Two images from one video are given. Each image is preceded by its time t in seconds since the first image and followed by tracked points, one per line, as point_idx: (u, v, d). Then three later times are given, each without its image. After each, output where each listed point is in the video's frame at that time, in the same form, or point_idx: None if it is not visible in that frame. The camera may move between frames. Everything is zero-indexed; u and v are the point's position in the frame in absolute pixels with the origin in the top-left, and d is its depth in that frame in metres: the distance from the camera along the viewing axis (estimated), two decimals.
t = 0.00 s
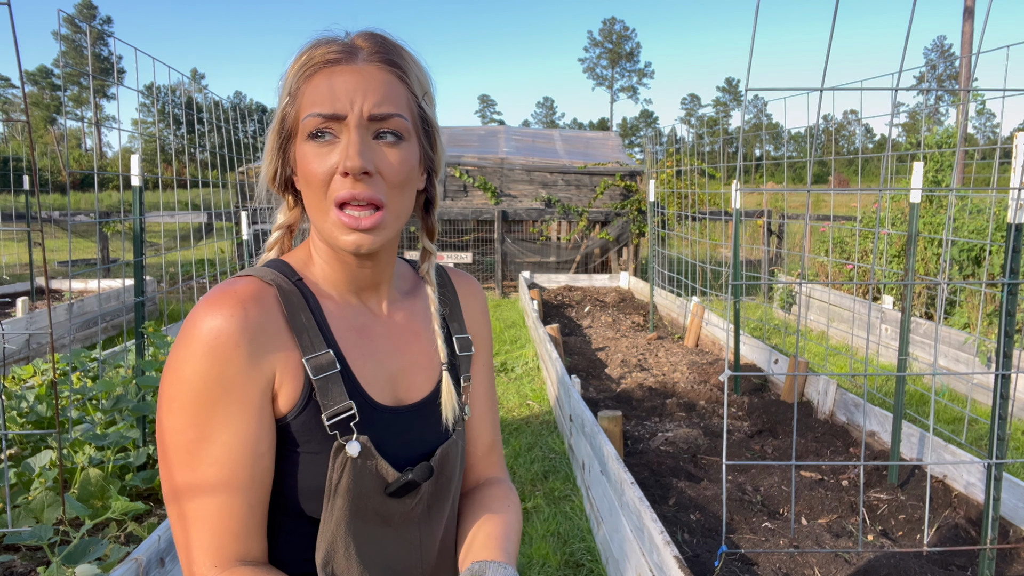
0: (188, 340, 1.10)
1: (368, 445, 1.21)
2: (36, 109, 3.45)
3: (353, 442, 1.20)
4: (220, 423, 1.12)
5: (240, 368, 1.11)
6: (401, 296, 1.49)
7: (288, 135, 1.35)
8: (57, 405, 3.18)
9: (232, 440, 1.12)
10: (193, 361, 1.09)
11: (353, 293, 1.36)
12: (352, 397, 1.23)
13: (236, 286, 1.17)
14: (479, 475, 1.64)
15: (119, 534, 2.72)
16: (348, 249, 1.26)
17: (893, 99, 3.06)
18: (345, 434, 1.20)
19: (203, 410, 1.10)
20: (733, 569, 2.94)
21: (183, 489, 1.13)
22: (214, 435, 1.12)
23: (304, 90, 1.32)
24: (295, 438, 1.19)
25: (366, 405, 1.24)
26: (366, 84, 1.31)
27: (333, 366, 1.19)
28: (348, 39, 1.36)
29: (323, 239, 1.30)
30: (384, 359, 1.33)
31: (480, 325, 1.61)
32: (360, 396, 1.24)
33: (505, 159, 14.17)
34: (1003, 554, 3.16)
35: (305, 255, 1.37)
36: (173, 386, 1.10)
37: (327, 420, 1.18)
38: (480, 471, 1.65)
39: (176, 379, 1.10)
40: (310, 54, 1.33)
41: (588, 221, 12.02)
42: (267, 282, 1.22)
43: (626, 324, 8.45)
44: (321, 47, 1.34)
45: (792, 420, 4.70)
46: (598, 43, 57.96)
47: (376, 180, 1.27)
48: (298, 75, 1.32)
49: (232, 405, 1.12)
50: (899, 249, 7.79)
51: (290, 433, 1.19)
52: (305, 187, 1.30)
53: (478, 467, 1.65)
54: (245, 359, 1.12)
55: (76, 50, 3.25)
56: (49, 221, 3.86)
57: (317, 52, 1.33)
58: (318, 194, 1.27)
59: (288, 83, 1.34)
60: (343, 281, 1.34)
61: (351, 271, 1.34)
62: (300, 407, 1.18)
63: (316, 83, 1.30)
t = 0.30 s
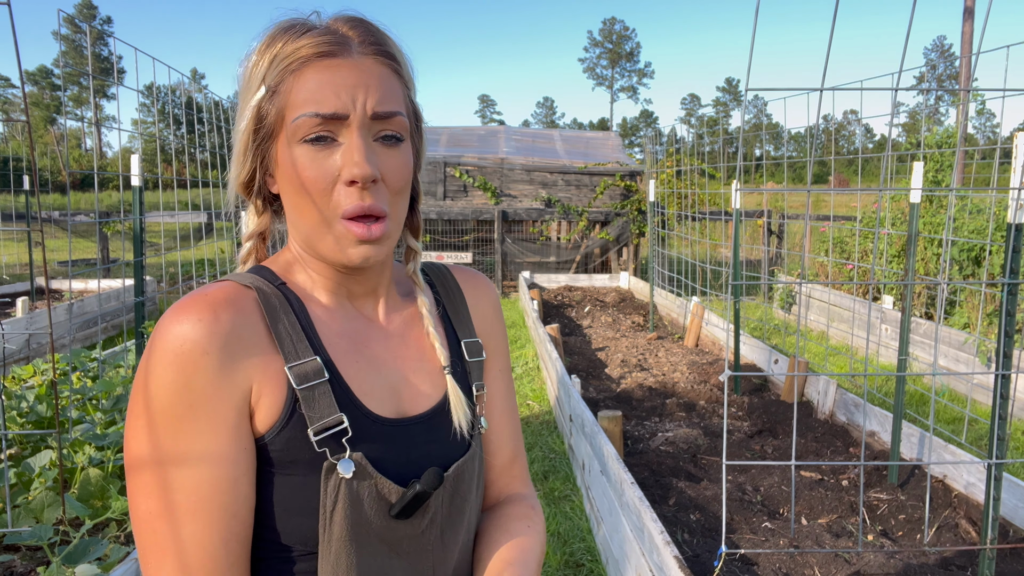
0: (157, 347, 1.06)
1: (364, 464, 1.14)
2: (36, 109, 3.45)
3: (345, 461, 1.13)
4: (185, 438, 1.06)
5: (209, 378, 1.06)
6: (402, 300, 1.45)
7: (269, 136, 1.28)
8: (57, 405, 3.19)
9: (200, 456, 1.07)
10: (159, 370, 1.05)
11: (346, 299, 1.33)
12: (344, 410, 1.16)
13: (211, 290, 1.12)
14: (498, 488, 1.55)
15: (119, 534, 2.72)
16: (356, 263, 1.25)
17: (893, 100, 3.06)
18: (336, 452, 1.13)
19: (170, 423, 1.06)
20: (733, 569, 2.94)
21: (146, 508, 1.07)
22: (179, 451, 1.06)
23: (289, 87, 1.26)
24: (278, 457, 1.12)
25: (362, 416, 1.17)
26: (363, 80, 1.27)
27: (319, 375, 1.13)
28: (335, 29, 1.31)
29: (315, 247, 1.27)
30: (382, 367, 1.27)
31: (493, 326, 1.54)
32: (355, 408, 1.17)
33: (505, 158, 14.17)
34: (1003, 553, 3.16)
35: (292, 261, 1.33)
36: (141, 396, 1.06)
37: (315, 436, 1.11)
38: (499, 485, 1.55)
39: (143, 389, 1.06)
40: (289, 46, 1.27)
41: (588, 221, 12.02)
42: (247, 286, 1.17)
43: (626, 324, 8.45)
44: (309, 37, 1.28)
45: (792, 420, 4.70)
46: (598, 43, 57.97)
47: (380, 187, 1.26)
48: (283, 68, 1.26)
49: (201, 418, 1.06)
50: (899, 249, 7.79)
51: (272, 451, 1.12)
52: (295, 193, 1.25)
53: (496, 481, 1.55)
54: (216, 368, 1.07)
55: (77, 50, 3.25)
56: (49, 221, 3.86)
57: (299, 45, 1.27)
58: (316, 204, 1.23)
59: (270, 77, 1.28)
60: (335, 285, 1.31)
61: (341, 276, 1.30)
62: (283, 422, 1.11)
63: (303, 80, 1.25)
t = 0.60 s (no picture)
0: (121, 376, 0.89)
1: (372, 509, 0.99)
2: (36, 109, 3.45)
3: (351, 508, 0.98)
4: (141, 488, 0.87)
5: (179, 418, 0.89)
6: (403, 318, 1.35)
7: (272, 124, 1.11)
8: (57, 404, 3.19)
9: (155, 514, 0.88)
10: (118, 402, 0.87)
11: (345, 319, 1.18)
12: (345, 448, 1.00)
13: (189, 315, 0.97)
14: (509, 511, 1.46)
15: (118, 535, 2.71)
16: (378, 258, 1.10)
17: (893, 100, 3.06)
18: (339, 497, 0.98)
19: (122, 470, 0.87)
20: (733, 569, 2.94)
21: None
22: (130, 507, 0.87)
23: (298, 67, 1.11)
24: (267, 511, 0.95)
25: (368, 454, 1.02)
26: (385, 57, 1.15)
27: (315, 409, 0.97)
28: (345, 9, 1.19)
29: (328, 249, 1.10)
30: (389, 395, 1.14)
31: (493, 345, 1.47)
32: (359, 444, 1.02)
33: (505, 158, 14.17)
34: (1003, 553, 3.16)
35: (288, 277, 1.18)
36: (85, 442, 0.87)
37: (312, 481, 0.95)
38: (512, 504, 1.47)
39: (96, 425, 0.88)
40: (295, 23, 1.13)
41: (588, 221, 12.03)
42: (229, 308, 1.02)
43: (626, 324, 8.45)
44: (318, 16, 1.15)
45: (792, 420, 4.69)
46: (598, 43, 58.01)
47: (407, 173, 1.13)
48: (290, 48, 1.11)
49: (165, 468, 0.89)
50: (899, 249, 7.79)
51: (258, 505, 0.95)
52: (310, 184, 1.08)
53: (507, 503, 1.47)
54: (189, 407, 0.90)
55: (77, 50, 3.25)
56: (49, 221, 3.86)
57: (307, 21, 1.14)
58: (336, 193, 1.07)
59: (272, 60, 1.12)
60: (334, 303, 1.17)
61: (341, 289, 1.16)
62: (269, 470, 0.95)
63: (315, 58, 1.11)
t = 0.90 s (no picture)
0: (104, 417, 0.82)
1: (381, 542, 0.98)
2: (36, 109, 3.45)
3: (359, 543, 0.96)
4: (141, 535, 0.83)
5: (176, 459, 0.84)
6: (398, 332, 1.34)
7: (290, 110, 1.05)
8: (56, 405, 3.19)
9: (158, 559, 0.84)
10: (108, 447, 0.81)
11: (342, 334, 1.17)
12: (352, 477, 0.98)
13: (175, 340, 0.91)
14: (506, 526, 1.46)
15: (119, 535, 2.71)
16: (401, 264, 1.05)
17: (893, 100, 3.07)
18: (347, 532, 0.96)
19: (118, 519, 0.82)
20: (733, 569, 2.95)
21: None
22: (131, 554, 0.82)
23: (323, 53, 1.06)
24: (270, 548, 0.93)
25: (375, 481, 1.01)
26: (415, 50, 1.12)
27: (320, 437, 0.95)
28: None
29: (347, 250, 1.05)
30: (392, 416, 1.13)
31: (489, 359, 1.49)
32: (366, 472, 1.00)
33: (505, 158, 14.17)
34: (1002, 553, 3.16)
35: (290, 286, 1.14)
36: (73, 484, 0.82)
37: (319, 516, 0.93)
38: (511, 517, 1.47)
39: (84, 471, 0.82)
40: (320, 7, 1.08)
41: (588, 221, 12.03)
42: (218, 329, 0.96)
43: (626, 324, 8.45)
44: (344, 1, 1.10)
45: (792, 420, 4.69)
46: (598, 43, 58.00)
47: (435, 174, 1.11)
48: (315, 32, 1.06)
49: (161, 510, 0.83)
50: (899, 249, 7.80)
51: (261, 541, 0.92)
52: (333, 178, 1.02)
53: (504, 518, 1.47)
54: (184, 443, 0.84)
55: (77, 49, 3.24)
56: (49, 221, 3.86)
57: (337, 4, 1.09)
58: (362, 190, 1.02)
59: (291, 44, 1.06)
60: (335, 317, 1.15)
61: (344, 303, 1.15)
62: (273, 506, 0.92)
63: (343, 45, 1.06)
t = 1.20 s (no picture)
0: (118, 438, 0.80)
1: (407, 551, 0.98)
2: (36, 109, 3.45)
3: (385, 551, 0.96)
4: (158, 555, 0.81)
5: (192, 478, 0.83)
6: (401, 334, 1.34)
7: (301, 112, 1.04)
8: (57, 404, 3.19)
9: None
10: (121, 468, 0.80)
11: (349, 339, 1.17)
12: (372, 487, 0.98)
13: (185, 354, 0.89)
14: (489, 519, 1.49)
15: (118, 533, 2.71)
16: (408, 273, 1.07)
17: (893, 100, 3.07)
18: (372, 542, 0.96)
19: (128, 540, 0.80)
20: (733, 569, 2.95)
21: None
22: None
23: (338, 54, 1.05)
24: (296, 564, 0.92)
25: (394, 488, 1.01)
26: (431, 57, 1.12)
27: (340, 449, 0.95)
28: None
29: (355, 256, 1.05)
30: (402, 420, 1.14)
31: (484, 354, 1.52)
32: (385, 481, 1.01)
33: (505, 158, 14.18)
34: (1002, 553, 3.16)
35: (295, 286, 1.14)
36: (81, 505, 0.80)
37: (345, 528, 0.93)
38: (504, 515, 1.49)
39: (93, 492, 0.80)
40: (336, 6, 1.08)
41: (588, 221, 12.02)
42: (228, 340, 0.95)
43: (626, 324, 8.45)
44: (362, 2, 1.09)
45: (792, 420, 4.69)
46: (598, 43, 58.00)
47: (445, 188, 1.12)
48: (331, 31, 1.05)
49: (173, 529, 0.82)
50: (899, 249, 7.80)
51: (284, 561, 0.91)
52: (344, 185, 1.02)
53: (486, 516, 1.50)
54: (196, 461, 0.83)
55: (76, 49, 3.24)
56: (49, 221, 3.86)
57: (352, 6, 1.08)
58: (373, 200, 1.02)
59: (304, 41, 1.05)
60: (342, 321, 1.16)
61: (351, 307, 1.15)
62: (297, 523, 0.91)
63: (359, 48, 1.05)
